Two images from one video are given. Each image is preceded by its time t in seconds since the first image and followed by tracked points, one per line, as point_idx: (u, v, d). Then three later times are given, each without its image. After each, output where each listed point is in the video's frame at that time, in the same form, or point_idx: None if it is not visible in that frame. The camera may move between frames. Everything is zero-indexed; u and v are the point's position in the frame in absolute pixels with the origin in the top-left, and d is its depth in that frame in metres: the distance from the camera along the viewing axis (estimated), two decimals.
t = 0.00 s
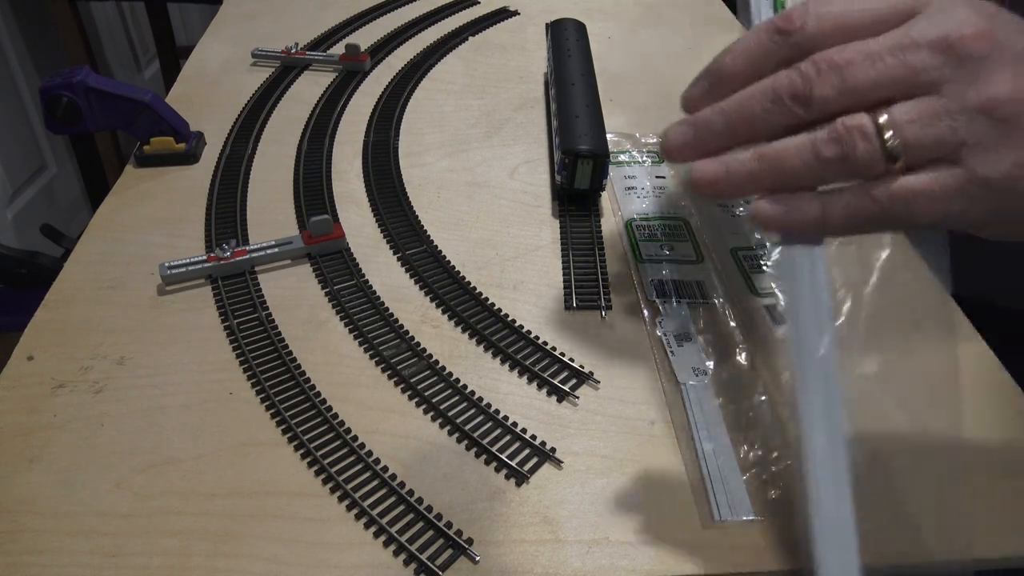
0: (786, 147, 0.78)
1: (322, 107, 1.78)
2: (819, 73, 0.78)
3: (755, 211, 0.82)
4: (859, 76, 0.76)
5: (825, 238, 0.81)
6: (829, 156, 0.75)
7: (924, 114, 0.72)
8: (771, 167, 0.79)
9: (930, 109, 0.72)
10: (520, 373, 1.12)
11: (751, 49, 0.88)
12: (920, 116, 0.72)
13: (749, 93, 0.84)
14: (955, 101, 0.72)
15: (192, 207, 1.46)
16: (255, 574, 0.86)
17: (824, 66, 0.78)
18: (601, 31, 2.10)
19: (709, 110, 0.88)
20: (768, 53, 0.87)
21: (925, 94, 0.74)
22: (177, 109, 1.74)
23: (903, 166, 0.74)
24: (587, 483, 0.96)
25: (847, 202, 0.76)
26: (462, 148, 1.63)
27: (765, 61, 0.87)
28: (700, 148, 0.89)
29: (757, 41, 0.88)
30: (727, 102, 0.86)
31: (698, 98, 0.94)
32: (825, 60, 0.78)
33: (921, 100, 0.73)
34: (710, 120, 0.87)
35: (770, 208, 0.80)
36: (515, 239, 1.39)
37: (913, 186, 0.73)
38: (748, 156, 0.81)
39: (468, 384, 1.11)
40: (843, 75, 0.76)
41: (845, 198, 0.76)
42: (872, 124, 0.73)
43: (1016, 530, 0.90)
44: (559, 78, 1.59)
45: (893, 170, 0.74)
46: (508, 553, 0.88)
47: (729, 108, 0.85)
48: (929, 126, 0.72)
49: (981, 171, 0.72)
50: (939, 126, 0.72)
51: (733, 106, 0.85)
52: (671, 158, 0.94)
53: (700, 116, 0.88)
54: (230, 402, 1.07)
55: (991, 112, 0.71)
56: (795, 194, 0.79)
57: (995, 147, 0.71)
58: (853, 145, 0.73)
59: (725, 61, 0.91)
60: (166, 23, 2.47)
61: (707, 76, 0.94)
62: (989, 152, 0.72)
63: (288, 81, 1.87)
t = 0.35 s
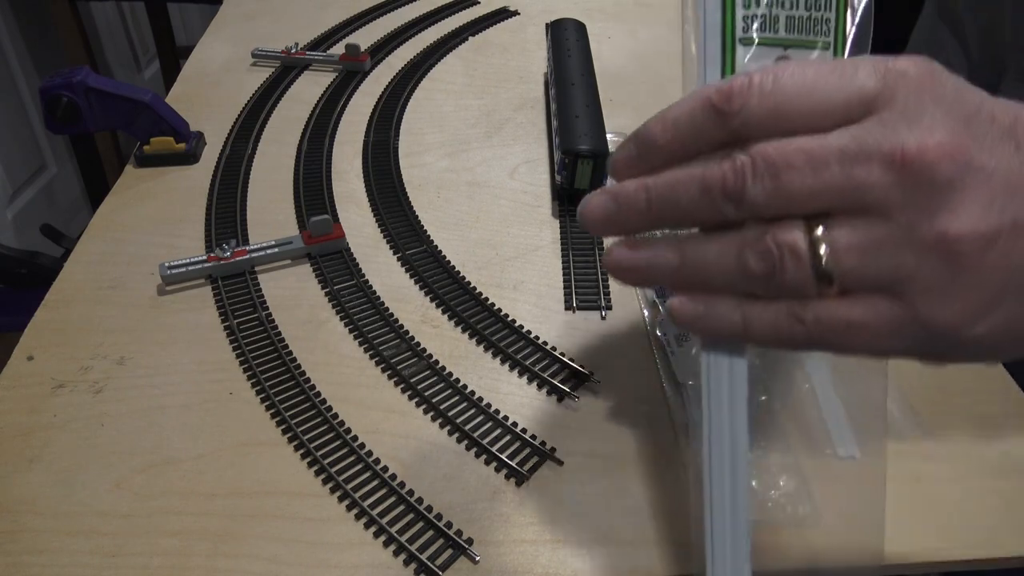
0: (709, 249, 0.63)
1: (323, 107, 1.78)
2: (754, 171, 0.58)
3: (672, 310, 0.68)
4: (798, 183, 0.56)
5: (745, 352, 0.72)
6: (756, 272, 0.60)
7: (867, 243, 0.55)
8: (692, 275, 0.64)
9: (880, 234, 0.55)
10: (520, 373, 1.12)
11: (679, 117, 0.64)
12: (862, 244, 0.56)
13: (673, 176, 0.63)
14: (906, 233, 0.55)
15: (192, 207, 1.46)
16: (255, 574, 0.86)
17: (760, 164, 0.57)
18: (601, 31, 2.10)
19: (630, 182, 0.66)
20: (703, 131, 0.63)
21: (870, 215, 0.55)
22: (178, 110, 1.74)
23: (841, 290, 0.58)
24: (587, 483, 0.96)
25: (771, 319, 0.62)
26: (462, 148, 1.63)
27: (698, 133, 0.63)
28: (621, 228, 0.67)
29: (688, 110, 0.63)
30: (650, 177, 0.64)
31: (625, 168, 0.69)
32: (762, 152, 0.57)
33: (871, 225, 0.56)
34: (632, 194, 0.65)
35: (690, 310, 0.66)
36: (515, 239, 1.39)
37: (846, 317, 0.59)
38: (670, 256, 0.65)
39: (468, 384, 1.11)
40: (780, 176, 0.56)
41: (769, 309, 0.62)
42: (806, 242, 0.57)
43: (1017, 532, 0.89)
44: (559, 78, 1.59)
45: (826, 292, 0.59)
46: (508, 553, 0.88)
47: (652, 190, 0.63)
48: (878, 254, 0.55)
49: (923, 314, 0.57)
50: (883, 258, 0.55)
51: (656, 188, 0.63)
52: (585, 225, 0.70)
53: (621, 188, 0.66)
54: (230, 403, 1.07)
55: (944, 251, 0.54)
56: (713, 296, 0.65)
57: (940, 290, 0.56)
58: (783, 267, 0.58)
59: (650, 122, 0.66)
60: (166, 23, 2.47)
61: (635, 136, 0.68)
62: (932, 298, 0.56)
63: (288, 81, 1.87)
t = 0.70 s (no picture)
0: (699, 303, 0.62)
1: (323, 107, 1.78)
2: (742, 228, 0.57)
3: (662, 361, 0.68)
4: (785, 242, 0.55)
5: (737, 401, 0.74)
6: (743, 331, 0.61)
7: (850, 303, 0.55)
8: (684, 331, 0.64)
9: (862, 295, 0.55)
10: (521, 373, 1.12)
11: (670, 156, 0.60)
12: (844, 304, 0.56)
13: (663, 227, 0.61)
14: (889, 294, 0.54)
15: (192, 207, 1.46)
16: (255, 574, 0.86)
17: (748, 221, 0.56)
18: (601, 31, 2.10)
19: (620, 228, 0.63)
20: (693, 174, 0.60)
21: (851, 275, 0.56)
22: (178, 110, 1.74)
23: (825, 346, 0.59)
24: (587, 483, 0.96)
25: (756, 375, 0.63)
26: (462, 148, 1.63)
27: (689, 177, 0.60)
28: (610, 274, 0.64)
29: (678, 149, 0.59)
30: (641, 226, 0.62)
31: (609, 200, 0.63)
32: (749, 209, 0.56)
33: (850, 286, 0.56)
34: (622, 243, 0.62)
35: (679, 364, 0.67)
36: (515, 239, 1.39)
37: (826, 372, 0.59)
38: (660, 309, 0.64)
39: (468, 383, 1.11)
40: (768, 235, 0.56)
41: (754, 363, 0.63)
42: (788, 302, 0.58)
43: (1017, 532, 0.89)
44: (559, 78, 1.59)
45: (810, 349, 0.59)
46: (508, 553, 0.89)
47: (643, 242, 0.61)
48: (860, 314, 0.55)
49: (905, 370, 0.57)
50: (864, 318, 0.55)
51: (647, 239, 0.61)
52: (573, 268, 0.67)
53: (611, 235, 0.63)
54: (229, 403, 1.07)
55: (925, 311, 0.54)
56: (700, 350, 0.65)
57: (924, 348, 0.56)
58: (770, 328, 0.59)
59: (638, 156, 0.61)
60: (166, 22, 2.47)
61: (621, 168, 0.63)
62: (916, 356, 0.56)
63: (288, 81, 1.87)
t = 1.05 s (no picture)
0: (713, 258, 0.60)
1: (322, 107, 1.78)
2: (757, 174, 0.56)
3: (672, 322, 0.66)
4: (803, 187, 0.55)
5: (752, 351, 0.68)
6: (759, 282, 0.59)
7: (869, 247, 0.56)
8: (698, 288, 0.62)
9: (881, 240, 0.55)
10: (521, 373, 1.12)
11: (682, 107, 0.59)
12: (863, 248, 0.56)
13: (676, 179, 0.59)
14: (908, 236, 0.55)
15: (192, 207, 1.46)
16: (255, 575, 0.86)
17: (765, 168, 0.56)
18: (601, 31, 2.10)
19: (631, 183, 0.62)
20: (705, 125, 0.58)
21: (870, 219, 0.56)
22: (178, 110, 1.74)
23: (843, 294, 0.59)
24: (587, 484, 0.96)
25: (771, 329, 0.61)
26: (462, 148, 1.63)
27: (702, 128, 0.59)
28: (622, 230, 0.63)
29: (689, 100, 0.58)
30: (653, 180, 0.60)
31: (621, 157, 0.62)
32: (767, 154, 0.56)
33: (870, 230, 0.56)
34: (635, 195, 0.61)
35: (693, 322, 0.64)
36: (516, 239, 1.39)
37: (843, 320, 0.59)
38: (672, 265, 0.62)
39: (468, 384, 1.11)
40: (785, 180, 0.55)
41: (769, 316, 0.61)
42: (805, 252, 0.57)
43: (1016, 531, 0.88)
44: (559, 78, 1.59)
45: (828, 296, 0.59)
46: (508, 554, 0.88)
47: (655, 194, 0.60)
48: (879, 259, 0.56)
49: (920, 313, 0.58)
50: (884, 262, 0.56)
51: (659, 192, 0.60)
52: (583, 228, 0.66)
53: (622, 191, 0.62)
54: (229, 402, 1.07)
55: (943, 253, 0.55)
56: (713, 306, 0.64)
57: (939, 290, 0.57)
58: (786, 277, 0.58)
59: (650, 110, 0.60)
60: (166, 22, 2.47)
61: (632, 124, 0.62)
62: (931, 299, 0.57)
63: (288, 81, 1.87)
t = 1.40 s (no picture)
0: (716, 300, 0.60)
1: (322, 108, 1.78)
2: (762, 216, 0.55)
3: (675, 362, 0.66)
4: (808, 232, 0.54)
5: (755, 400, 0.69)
6: (763, 328, 0.58)
7: (879, 297, 0.54)
8: (699, 330, 0.61)
9: (892, 289, 0.54)
10: (521, 373, 1.12)
11: (684, 145, 0.57)
12: (872, 296, 0.54)
13: (679, 218, 0.59)
14: (921, 286, 0.53)
15: (192, 207, 1.46)
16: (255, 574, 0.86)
17: (770, 211, 0.54)
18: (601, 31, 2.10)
19: (632, 221, 0.61)
20: (707, 163, 0.57)
21: (880, 266, 0.54)
22: (178, 110, 1.74)
23: (850, 343, 0.57)
24: (587, 484, 0.96)
25: (775, 375, 0.61)
26: (462, 148, 1.63)
27: (705, 167, 0.57)
28: (622, 267, 0.62)
29: (692, 136, 0.57)
30: (655, 218, 0.60)
31: (619, 193, 0.61)
32: (772, 196, 0.54)
33: (881, 278, 0.54)
34: (635, 234, 0.60)
35: (695, 363, 0.64)
36: (516, 239, 1.39)
37: (851, 370, 0.58)
38: (674, 306, 0.62)
39: (468, 384, 1.11)
40: (790, 225, 0.54)
41: (774, 363, 0.61)
42: (812, 298, 0.56)
43: (1015, 532, 0.89)
44: (559, 78, 1.59)
45: (836, 345, 0.58)
46: (508, 553, 0.89)
47: (658, 233, 0.59)
48: (890, 308, 0.54)
49: (932, 365, 0.56)
50: (894, 313, 0.54)
51: (661, 230, 0.59)
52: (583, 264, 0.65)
53: (624, 228, 0.61)
54: (229, 403, 1.07)
55: (958, 303, 0.53)
56: (716, 348, 0.63)
57: (953, 341, 0.55)
58: (791, 324, 0.57)
59: (652, 147, 0.59)
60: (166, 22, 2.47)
61: (633, 159, 0.61)
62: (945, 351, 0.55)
63: (288, 81, 1.87)
